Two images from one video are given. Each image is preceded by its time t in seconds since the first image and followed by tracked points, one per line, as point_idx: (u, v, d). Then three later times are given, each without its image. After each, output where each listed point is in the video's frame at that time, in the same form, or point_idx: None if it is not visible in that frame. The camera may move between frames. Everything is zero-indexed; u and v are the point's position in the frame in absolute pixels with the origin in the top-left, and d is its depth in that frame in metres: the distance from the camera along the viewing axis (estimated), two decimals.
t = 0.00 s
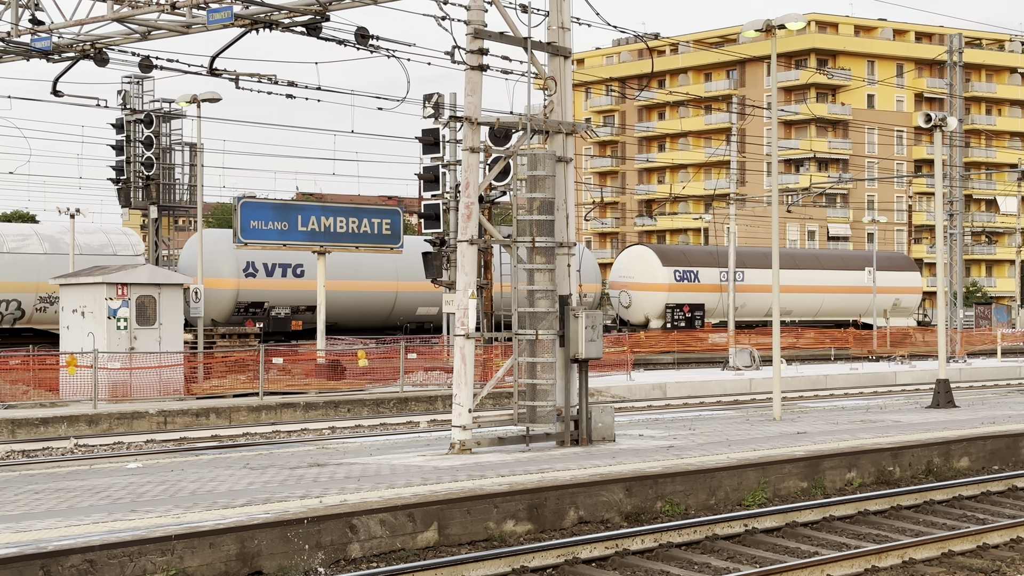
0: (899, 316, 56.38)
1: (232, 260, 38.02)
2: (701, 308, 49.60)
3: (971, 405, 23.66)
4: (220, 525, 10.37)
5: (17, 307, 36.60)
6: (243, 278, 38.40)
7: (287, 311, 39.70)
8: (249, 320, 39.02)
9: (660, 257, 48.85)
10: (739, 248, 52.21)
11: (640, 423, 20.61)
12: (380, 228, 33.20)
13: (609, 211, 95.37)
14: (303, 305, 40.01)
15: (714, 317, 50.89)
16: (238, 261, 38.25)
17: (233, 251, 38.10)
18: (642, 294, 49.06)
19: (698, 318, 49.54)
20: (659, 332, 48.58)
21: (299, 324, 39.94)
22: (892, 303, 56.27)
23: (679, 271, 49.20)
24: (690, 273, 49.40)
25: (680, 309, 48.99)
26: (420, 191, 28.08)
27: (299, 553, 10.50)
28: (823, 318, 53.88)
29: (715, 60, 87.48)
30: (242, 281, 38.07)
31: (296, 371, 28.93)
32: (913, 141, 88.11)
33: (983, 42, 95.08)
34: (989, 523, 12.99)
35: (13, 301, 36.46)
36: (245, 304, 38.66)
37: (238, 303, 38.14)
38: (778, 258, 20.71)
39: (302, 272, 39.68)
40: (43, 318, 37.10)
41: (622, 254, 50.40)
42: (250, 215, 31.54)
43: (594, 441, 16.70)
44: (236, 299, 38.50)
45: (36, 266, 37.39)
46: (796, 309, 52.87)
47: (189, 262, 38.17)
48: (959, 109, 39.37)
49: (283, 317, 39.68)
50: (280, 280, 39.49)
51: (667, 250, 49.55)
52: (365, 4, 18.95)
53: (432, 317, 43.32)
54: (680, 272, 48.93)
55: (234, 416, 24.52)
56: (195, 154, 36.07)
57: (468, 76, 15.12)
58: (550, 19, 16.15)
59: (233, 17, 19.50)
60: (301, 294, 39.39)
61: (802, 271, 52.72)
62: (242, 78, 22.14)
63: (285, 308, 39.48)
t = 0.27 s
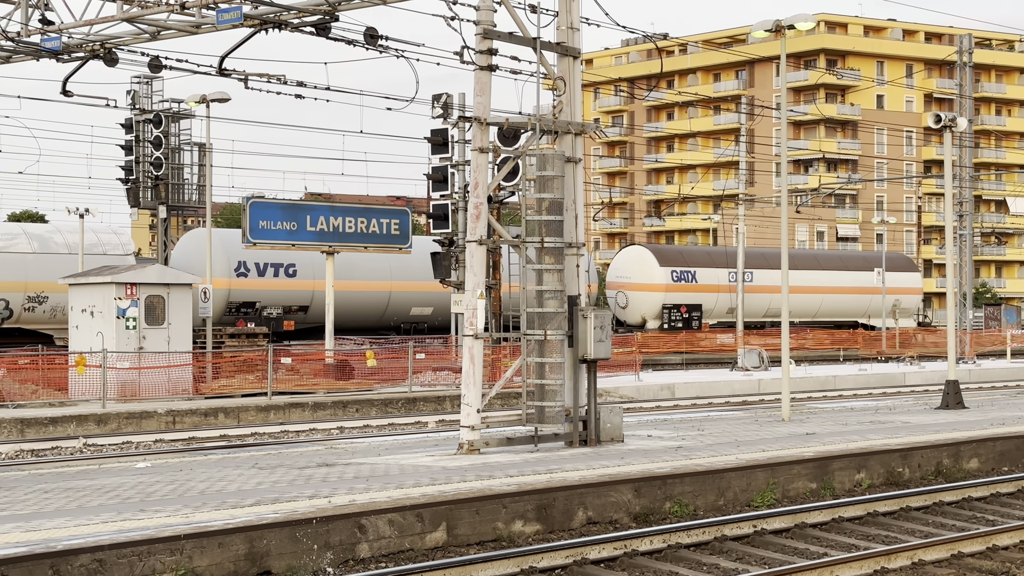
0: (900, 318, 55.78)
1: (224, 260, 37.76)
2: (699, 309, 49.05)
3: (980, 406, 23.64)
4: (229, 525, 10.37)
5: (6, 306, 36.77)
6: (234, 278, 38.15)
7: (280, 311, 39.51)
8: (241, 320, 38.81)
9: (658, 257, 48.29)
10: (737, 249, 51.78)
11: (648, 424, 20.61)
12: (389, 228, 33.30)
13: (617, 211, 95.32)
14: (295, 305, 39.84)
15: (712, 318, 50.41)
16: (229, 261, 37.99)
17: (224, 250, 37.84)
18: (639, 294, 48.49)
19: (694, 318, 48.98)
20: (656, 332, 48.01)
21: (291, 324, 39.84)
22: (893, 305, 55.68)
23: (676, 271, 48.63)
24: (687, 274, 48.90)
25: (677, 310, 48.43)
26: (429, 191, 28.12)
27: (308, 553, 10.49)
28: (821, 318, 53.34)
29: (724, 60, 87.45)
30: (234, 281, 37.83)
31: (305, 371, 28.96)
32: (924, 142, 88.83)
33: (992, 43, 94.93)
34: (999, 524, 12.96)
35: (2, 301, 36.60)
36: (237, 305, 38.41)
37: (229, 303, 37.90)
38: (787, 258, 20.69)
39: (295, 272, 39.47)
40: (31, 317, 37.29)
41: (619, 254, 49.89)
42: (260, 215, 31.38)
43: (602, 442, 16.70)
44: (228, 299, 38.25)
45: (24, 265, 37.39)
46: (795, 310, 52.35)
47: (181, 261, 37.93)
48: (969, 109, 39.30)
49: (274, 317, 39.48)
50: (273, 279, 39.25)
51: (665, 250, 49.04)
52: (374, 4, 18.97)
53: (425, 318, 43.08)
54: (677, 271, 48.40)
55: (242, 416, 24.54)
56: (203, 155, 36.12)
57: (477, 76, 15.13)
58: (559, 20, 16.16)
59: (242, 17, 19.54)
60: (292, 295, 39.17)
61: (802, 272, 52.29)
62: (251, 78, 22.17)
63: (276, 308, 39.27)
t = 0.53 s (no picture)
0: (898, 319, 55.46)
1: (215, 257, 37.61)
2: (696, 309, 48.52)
3: (989, 406, 23.60)
4: (239, 523, 10.38)
5: None
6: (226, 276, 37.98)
7: (272, 311, 39.17)
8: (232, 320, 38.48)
9: (654, 257, 47.79)
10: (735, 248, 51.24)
11: (658, 423, 20.59)
12: (398, 228, 33.38)
13: (626, 212, 95.33)
14: (288, 305, 39.54)
15: (709, 318, 49.88)
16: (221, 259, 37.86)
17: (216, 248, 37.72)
18: (635, 294, 47.92)
19: (691, 318, 48.37)
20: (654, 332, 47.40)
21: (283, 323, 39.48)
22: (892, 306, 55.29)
23: (673, 271, 48.14)
24: (684, 274, 48.39)
25: (675, 310, 47.84)
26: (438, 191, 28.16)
27: (317, 552, 10.50)
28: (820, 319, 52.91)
29: (733, 60, 87.39)
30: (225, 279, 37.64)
31: (313, 371, 28.95)
32: (933, 142, 88.37)
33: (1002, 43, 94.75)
34: (1009, 525, 12.93)
35: None
36: (228, 303, 38.17)
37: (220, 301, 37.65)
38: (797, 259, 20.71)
39: (287, 272, 39.13)
40: (20, 316, 37.47)
41: (615, 254, 49.22)
42: (268, 214, 31.43)
43: (611, 441, 16.70)
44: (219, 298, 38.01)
45: (12, 265, 37.34)
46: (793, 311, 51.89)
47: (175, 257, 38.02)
48: (978, 110, 39.23)
49: (267, 317, 39.13)
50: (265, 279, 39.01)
51: (661, 249, 48.55)
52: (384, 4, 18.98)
53: (419, 317, 42.79)
54: (675, 271, 47.90)
55: (252, 415, 24.55)
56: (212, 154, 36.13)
57: (486, 76, 15.14)
58: (568, 19, 16.15)
59: (251, 17, 19.55)
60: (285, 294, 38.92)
61: (801, 272, 51.79)
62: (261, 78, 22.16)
63: (268, 308, 38.95)
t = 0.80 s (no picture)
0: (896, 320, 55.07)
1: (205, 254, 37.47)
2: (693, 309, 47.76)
3: (999, 406, 23.54)
4: (247, 522, 10.39)
5: None
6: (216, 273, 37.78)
7: (264, 310, 38.74)
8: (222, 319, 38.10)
9: (651, 256, 47.12)
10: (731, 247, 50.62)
11: (666, 423, 20.58)
12: (407, 227, 33.32)
13: (634, 211, 95.36)
14: (280, 304, 39.09)
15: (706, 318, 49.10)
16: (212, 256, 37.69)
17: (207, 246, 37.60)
18: (631, 294, 47.19)
19: (688, 317, 47.50)
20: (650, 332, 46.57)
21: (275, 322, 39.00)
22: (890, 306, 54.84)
23: (670, 270, 47.48)
24: (682, 273, 47.74)
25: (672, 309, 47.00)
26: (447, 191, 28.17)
27: (326, 551, 10.51)
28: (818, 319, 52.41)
29: (742, 59, 87.35)
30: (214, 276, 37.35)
31: (322, 370, 29.06)
32: (942, 140, 87.43)
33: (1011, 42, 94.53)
34: (1018, 525, 12.89)
35: None
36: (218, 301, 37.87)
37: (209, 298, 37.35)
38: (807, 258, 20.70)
39: (279, 271, 38.79)
40: (9, 315, 37.59)
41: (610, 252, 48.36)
42: (277, 214, 31.49)
43: (620, 441, 16.70)
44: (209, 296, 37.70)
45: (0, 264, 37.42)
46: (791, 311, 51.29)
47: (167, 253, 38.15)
48: (987, 109, 39.17)
49: (258, 317, 38.68)
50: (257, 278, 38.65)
51: (658, 248, 47.89)
52: (392, 3, 19.01)
53: (413, 317, 42.25)
54: (672, 271, 47.26)
55: (260, 414, 24.57)
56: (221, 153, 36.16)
57: (494, 76, 15.18)
58: (576, 19, 16.15)
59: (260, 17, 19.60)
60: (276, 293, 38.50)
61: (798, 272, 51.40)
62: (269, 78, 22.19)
63: (260, 308, 38.52)
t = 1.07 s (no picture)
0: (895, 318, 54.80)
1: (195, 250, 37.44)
2: (688, 307, 47.42)
3: (1008, 405, 23.49)
4: (255, 521, 10.39)
5: None
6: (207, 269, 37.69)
7: (254, 309, 38.45)
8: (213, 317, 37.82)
9: (646, 255, 46.78)
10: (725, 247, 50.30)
11: (674, 422, 20.57)
12: (414, 226, 33.37)
13: (642, 209, 95.34)
14: (271, 302, 38.79)
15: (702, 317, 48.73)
16: (202, 253, 37.63)
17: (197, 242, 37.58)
18: (626, 292, 46.83)
19: (684, 316, 47.26)
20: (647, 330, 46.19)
21: (266, 322, 38.78)
22: (888, 304, 54.53)
23: (665, 269, 47.27)
24: (677, 272, 47.44)
25: (667, 308, 46.92)
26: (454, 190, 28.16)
27: (333, 550, 10.51)
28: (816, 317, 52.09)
29: (750, 57, 87.28)
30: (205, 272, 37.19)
31: (330, 369, 28.99)
32: (951, 139, 88.33)
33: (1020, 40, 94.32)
34: None
35: None
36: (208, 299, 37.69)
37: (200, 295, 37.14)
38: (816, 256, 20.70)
39: (270, 269, 38.58)
40: None
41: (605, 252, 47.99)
42: (284, 212, 31.48)
43: (628, 440, 16.70)
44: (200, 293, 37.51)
45: None
46: (789, 309, 50.89)
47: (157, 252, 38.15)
48: (995, 107, 39.10)
49: (249, 315, 38.40)
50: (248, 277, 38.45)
51: (653, 247, 47.58)
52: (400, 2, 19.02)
53: (406, 315, 41.89)
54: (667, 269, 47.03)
55: (267, 413, 24.58)
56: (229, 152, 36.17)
57: (503, 74, 15.16)
58: (584, 17, 16.16)
59: (268, 15, 19.61)
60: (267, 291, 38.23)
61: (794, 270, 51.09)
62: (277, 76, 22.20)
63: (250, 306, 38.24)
